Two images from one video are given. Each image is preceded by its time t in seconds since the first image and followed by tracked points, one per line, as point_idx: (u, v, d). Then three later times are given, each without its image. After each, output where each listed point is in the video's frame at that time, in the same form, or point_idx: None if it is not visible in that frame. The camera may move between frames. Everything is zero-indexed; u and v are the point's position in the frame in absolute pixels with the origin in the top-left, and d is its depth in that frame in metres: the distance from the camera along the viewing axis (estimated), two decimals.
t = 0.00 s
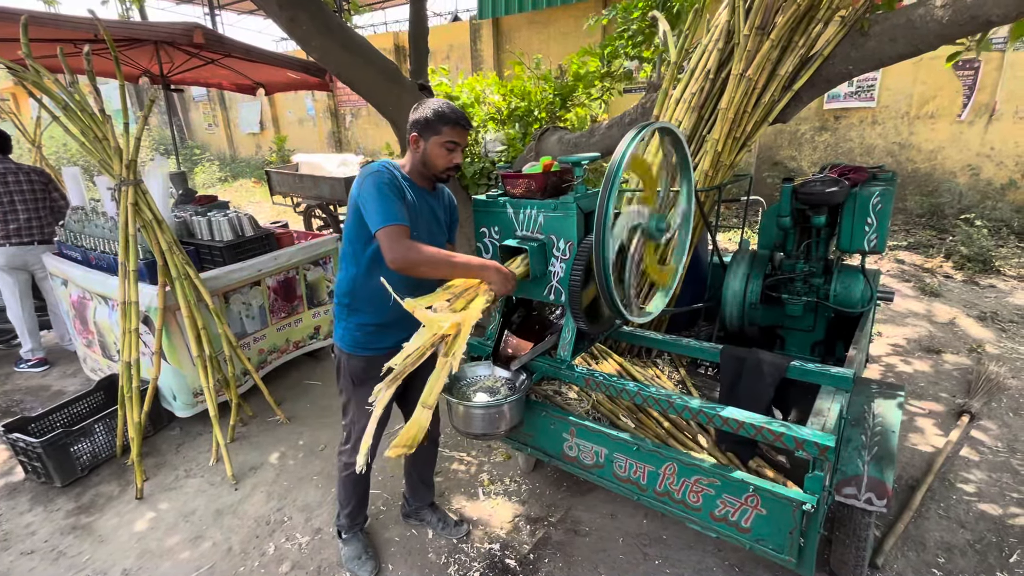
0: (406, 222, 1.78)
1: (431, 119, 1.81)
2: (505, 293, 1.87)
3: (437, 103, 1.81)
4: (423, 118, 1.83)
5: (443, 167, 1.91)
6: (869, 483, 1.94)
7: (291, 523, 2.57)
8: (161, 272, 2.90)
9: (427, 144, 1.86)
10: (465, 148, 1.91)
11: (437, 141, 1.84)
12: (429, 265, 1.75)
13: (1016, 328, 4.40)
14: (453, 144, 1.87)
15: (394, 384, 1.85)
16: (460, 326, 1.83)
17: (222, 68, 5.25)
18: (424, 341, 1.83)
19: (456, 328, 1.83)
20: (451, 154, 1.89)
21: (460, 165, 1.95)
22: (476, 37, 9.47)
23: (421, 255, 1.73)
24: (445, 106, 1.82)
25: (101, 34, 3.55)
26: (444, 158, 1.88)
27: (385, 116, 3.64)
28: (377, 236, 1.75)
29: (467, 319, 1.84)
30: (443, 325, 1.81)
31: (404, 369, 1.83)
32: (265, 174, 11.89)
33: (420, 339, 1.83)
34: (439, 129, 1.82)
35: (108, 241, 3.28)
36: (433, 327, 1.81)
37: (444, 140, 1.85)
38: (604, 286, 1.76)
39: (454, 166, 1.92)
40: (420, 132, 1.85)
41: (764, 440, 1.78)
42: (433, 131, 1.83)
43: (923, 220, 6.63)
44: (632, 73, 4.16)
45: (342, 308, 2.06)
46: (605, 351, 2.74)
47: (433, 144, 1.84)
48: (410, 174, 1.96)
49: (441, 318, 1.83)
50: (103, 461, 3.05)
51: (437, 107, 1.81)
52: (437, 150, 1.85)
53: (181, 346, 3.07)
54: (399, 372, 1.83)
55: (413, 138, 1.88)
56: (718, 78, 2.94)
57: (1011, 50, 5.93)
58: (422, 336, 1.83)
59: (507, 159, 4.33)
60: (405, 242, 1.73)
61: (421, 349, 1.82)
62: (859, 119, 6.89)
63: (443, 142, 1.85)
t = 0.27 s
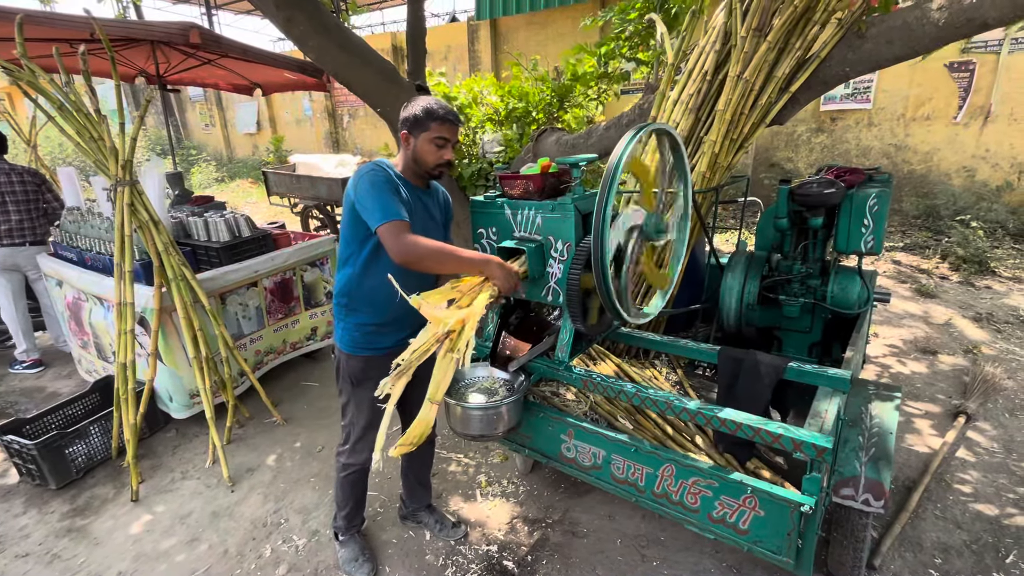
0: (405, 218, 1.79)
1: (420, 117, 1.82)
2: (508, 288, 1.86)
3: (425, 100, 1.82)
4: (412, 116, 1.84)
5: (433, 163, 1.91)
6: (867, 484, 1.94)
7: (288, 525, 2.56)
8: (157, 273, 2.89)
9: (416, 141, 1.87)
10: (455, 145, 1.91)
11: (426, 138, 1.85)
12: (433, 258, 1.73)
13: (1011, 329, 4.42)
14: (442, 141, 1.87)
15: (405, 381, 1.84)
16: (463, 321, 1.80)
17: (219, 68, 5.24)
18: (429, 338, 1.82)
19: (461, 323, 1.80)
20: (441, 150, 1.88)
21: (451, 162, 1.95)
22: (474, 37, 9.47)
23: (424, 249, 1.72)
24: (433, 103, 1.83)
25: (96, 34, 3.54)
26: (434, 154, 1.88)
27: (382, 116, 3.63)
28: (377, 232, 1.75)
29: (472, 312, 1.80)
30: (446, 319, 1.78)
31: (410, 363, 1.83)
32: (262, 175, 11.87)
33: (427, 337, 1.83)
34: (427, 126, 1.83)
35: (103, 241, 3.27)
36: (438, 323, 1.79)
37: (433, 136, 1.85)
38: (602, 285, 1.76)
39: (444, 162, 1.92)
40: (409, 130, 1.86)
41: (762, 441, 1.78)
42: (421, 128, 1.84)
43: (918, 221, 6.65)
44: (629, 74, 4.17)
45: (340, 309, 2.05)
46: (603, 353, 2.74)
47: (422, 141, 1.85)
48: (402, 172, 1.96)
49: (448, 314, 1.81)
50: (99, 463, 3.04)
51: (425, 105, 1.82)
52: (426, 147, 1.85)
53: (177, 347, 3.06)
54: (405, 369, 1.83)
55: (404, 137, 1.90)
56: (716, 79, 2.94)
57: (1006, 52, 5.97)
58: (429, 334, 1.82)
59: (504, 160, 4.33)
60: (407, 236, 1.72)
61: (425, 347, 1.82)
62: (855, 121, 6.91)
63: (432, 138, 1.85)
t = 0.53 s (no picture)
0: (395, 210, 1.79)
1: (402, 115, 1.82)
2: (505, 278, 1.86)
3: (408, 99, 1.82)
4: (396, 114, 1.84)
5: (416, 161, 1.90)
6: (863, 484, 1.95)
7: (285, 527, 2.55)
8: (152, 275, 2.87)
9: (400, 139, 1.87)
10: (439, 143, 1.90)
11: (408, 136, 1.85)
12: (427, 246, 1.74)
13: (1005, 329, 4.45)
14: (425, 138, 1.86)
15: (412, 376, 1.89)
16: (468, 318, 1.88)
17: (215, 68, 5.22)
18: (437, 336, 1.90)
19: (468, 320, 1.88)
20: (423, 148, 1.87)
21: (437, 159, 1.93)
22: (471, 38, 9.47)
23: (416, 237, 1.73)
24: (416, 101, 1.82)
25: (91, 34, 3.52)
26: (416, 152, 1.87)
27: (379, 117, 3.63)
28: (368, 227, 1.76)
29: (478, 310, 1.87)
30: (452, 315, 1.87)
31: (417, 357, 1.89)
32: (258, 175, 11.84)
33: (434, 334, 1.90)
34: (409, 124, 1.82)
35: (99, 243, 3.25)
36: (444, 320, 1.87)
37: (414, 134, 1.84)
38: (597, 285, 1.75)
39: (427, 160, 1.91)
40: (394, 129, 1.86)
41: (758, 442, 1.78)
42: (404, 126, 1.84)
43: (913, 222, 6.69)
44: (625, 75, 4.20)
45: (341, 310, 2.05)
46: (600, 354, 2.75)
47: (405, 139, 1.85)
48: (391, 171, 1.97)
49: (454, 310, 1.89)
50: (94, 465, 3.02)
51: (407, 104, 1.81)
52: (409, 145, 1.85)
53: (173, 349, 3.04)
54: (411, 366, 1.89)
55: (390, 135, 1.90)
56: (712, 81, 2.95)
57: (1000, 54, 6.01)
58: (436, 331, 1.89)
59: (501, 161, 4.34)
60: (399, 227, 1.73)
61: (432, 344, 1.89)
62: (851, 122, 6.94)
63: (413, 136, 1.84)
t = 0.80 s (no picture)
0: (363, 208, 1.81)
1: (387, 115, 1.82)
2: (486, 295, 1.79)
3: (392, 99, 1.83)
4: (381, 115, 1.85)
5: (403, 162, 1.91)
6: (855, 483, 1.96)
7: (280, 529, 2.55)
8: (146, 276, 2.87)
9: (386, 139, 1.88)
10: (425, 143, 1.91)
11: (393, 136, 1.86)
12: (386, 246, 1.74)
13: (997, 328, 4.49)
14: (409, 138, 1.87)
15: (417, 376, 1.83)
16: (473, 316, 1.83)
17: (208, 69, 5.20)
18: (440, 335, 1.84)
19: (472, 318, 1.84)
20: (409, 148, 1.88)
21: (424, 159, 1.94)
22: (466, 38, 9.47)
23: (374, 235, 1.74)
24: (400, 101, 1.82)
25: (83, 35, 3.50)
26: (402, 152, 1.88)
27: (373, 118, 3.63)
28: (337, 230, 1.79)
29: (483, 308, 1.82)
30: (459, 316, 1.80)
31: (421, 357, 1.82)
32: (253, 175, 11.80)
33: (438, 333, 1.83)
34: (393, 124, 1.83)
35: (92, 244, 3.24)
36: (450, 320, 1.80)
37: (399, 134, 1.85)
38: (591, 283, 1.76)
39: (413, 161, 1.91)
40: (379, 129, 1.88)
41: (751, 442, 1.79)
42: (389, 126, 1.84)
43: (906, 221, 6.73)
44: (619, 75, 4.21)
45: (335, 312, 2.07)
46: (595, 354, 2.75)
47: (389, 139, 1.86)
48: (377, 172, 1.99)
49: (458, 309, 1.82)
50: (87, 468, 3.01)
51: (391, 104, 1.82)
52: (394, 144, 1.86)
53: (167, 350, 3.03)
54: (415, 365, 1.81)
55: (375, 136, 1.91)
56: (706, 82, 2.96)
57: (991, 55, 6.05)
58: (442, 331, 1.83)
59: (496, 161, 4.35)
60: (361, 225, 1.75)
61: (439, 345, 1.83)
62: (844, 123, 6.98)
63: (399, 136, 1.85)
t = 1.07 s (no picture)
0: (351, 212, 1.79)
1: (369, 113, 1.81)
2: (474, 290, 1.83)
3: (372, 96, 1.82)
4: (361, 113, 1.84)
5: (386, 160, 1.90)
6: (847, 480, 1.98)
7: (273, 531, 2.54)
8: (137, 277, 2.84)
9: (368, 138, 1.86)
10: (407, 140, 1.91)
11: (375, 134, 1.85)
12: (379, 257, 1.71)
13: (986, 325, 4.54)
14: (392, 135, 1.87)
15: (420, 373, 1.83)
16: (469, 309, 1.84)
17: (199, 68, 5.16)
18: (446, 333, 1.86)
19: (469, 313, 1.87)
20: (391, 145, 1.88)
21: (406, 156, 1.94)
22: (459, 38, 9.45)
23: (368, 245, 1.70)
24: (380, 98, 1.82)
25: (72, 34, 3.47)
26: (385, 150, 1.87)
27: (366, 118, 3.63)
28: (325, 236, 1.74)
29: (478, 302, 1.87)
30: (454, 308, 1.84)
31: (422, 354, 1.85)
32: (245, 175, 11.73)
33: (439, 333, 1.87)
34: (376, 122, 1.82)
35: (81, 245, 3.21)
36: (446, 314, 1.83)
37: (381, 132, 1.84)
38: (583, 280, 1.75)
39: (397, 158, 1.91)
40: (359, 128, 1.86)
41: (744, 440, 1.80)
42: (370, 124, 1.83)
43: (897, 220, 6.79)
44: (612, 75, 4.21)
45: (319, 314, 2.06)
46: (589, 353, 2.76)
47: (372, 137, 1.85)
48: (354, 170, 1.97)
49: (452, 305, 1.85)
50: (78, 472, 2.98)
51: (370, 100, 1.81)
52: (377, 142, 1.85)
53: (158, 352, 3.01)
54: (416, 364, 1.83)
55: (356, 135, 1.90)
56: (698, 82, 2.97)
57: (979, 55, 6.12)
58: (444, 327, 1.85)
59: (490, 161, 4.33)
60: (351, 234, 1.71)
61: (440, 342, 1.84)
62: (835, 122, 7.03)
63: (382, 135, 1.84)
